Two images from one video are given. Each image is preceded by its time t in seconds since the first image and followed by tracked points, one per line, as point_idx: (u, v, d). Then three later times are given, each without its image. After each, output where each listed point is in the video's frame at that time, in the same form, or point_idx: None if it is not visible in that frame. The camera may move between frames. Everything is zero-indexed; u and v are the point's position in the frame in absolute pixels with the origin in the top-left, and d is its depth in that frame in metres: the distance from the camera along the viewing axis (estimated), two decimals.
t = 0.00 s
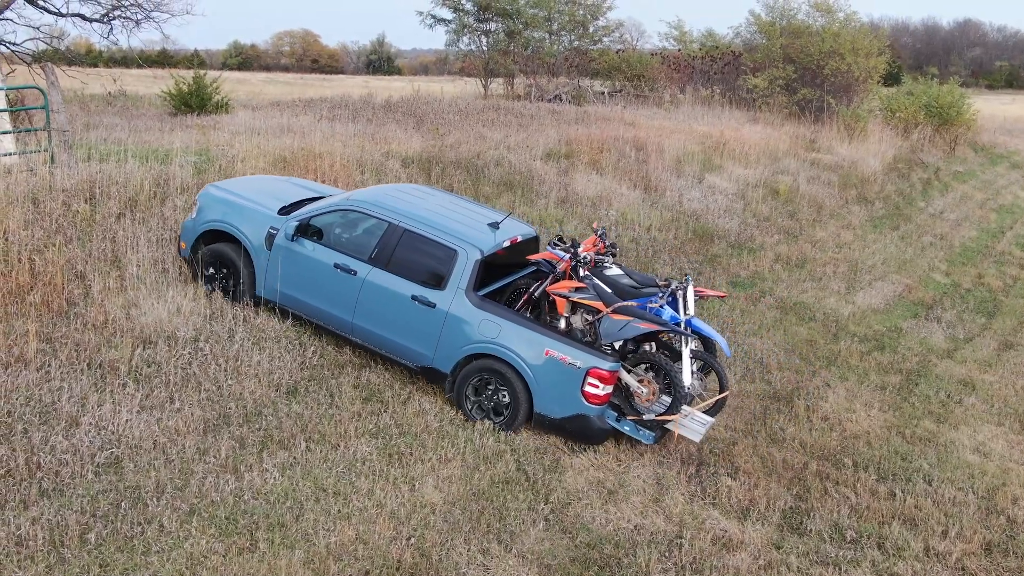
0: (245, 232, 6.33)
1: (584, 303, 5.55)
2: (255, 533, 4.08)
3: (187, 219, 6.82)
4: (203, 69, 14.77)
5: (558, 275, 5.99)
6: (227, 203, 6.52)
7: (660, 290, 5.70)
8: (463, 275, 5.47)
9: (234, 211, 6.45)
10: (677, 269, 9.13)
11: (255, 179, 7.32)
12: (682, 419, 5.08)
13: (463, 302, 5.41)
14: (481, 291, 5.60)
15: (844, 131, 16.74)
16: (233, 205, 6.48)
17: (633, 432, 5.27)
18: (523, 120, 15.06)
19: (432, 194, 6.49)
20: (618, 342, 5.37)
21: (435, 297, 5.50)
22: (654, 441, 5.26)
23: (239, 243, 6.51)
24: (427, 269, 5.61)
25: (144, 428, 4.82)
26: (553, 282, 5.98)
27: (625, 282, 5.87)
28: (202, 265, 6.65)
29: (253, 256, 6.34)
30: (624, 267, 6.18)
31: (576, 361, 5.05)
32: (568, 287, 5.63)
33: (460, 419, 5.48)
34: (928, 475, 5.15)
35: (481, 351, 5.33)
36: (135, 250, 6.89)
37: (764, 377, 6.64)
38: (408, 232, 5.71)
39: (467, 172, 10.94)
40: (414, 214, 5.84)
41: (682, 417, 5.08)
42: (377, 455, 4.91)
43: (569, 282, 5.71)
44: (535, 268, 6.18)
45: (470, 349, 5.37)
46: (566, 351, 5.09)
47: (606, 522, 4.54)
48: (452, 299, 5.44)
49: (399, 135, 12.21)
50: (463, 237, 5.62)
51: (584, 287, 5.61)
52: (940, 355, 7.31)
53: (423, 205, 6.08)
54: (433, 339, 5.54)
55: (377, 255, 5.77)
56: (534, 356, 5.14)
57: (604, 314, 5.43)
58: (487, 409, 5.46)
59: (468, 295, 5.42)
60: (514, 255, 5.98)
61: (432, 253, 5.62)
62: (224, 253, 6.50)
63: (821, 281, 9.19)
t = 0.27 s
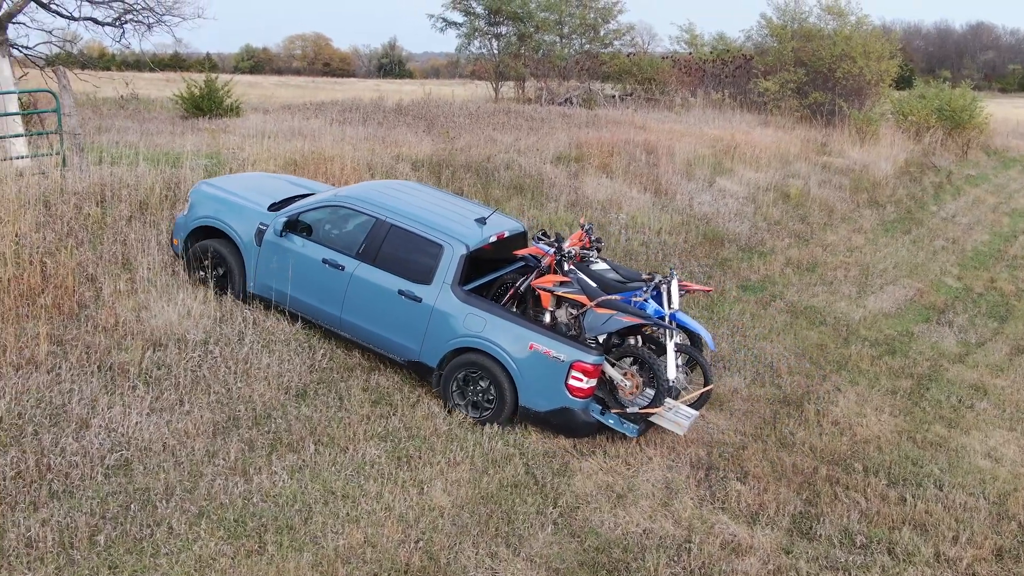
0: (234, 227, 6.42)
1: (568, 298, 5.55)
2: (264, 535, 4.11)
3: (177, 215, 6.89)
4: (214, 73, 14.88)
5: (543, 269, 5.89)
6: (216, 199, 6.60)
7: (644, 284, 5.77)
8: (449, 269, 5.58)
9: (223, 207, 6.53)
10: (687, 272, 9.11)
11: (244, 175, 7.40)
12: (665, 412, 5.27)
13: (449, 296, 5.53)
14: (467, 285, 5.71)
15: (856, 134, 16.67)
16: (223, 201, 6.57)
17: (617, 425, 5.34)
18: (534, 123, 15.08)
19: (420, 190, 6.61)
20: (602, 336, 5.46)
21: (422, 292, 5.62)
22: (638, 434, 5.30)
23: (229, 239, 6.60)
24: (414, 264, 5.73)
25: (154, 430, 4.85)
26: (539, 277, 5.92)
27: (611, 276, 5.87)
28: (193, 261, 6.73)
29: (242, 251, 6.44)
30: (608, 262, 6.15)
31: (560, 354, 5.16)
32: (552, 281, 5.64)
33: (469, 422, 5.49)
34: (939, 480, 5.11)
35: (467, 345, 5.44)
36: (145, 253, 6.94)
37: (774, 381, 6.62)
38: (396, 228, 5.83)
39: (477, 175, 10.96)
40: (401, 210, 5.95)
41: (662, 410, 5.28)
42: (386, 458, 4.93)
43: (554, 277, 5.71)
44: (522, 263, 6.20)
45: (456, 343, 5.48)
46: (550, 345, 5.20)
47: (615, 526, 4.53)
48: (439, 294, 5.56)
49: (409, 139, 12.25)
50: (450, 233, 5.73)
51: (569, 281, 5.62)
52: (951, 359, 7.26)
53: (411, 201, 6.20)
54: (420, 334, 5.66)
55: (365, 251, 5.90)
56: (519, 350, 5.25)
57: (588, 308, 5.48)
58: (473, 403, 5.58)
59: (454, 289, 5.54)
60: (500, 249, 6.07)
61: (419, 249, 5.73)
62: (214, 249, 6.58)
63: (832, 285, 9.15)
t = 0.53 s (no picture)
0: (223, 229, 6.54)
1: (552, 298, 5.55)
2: (268, 543, 4.11)
3: (169, 217, 7.03)
4: (222, 80, 14.97)
5: (527, 269, 5.97)
6: (206, 201, 6.73)
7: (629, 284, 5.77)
8: (433, 269, 5.68)
9: (213, 209, 6.66)
10: (693, 280, 9.10)
11: (236, 177, 7.54)
12: (647, 412, 5.36)
13: (434, 296, 5.62)
14: (452, 285, 5.80)
15: (863, 142, 16.64)
16: (213, 203, 6.70)
17: (600, 425, 5.38)
18: (540, 131, 15.11)
19: (408, 192, 6.72)
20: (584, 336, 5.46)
21: (407, 292, 5.72)
22: (620, 433, 5.34)
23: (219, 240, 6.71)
24: (399, 264, 5.83)
25: (159, 437, 4.87)
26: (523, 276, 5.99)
27: (595, 277, 5.90)
28: (185, 262, 6.86)
29: (232, 252, 6.56)
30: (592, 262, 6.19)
31: (542, 354, 5.23)
32: (536, 281, 5.65)
33: (474, 429, 5.49)
34: (946, 489, 5.08)
35: (451, 344, 5.53)
36: (152, 259, 6.98)
37: (780, 389, 6.59)
38: (381, 228, 5.94)
39: (483, 182, 10.99)
40: (387, 211, 6.06)
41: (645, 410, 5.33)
42: (391, 466, 4.93)
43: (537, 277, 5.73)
44: (507, 264, 6.26)
45: (440, 343, 5.57)
46: (532, 345, 5.27)
47: (620, 534, 4.52)
48: (423, 294, 5.66)
49: (416, 146, 12.29)
50: (434, 234, 5.83)
51: (552, 282, 5.63)
52: (959, 367, 7.23)
53: (398, 202, 6.31)
54: (405, 334, 5.75)
55: (352, 251, 6.01)
56: (501, 350, 5.32)
57: (571, 308, 5.49)
58: (458, 403, 5.65)
59: (438, 289, 5.63)
60: (486, 250, 6.16)
61: (405, 249, 5.84)
62: (206, 249, 6.70)
63: (839, 292, 9.12)
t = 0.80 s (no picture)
0: (212, 230, 6.61)
1: (537, 298, 5.76)
2: (271, 551, 4.11)
3: (159, 219, 7.10)
4: (227, 89, 15.04)
5: (513, 270, 6.16)
6: (196, 203, 6.81)
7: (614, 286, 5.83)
8: (419, 270, 5.77)
9: (203, 211, 6.74)
10: (697, 289, 9.09)
11: (226, 180, 7.63)
12: (631, 412, 5.49)
13: (420, 297, 5.70)
14: (438, 286, 5.89)
15: (868, 151, 16.64)
16: (202, 205, 6.78)
17: (584, 425, 5.45)
18: (545, 139, 15.15)
19: (395, 193, 6.82)
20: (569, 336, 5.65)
21: (393, 292, 5.80)
22: (603, 433, 5.40)
23: (209, 241, 6.79)
24: (386, 265, 5.92)
25: (162, 445, 4.88)
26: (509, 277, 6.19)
27: (581, 278, 5.96)
28: (175, 264, 6.94)
29: (221, 253, 6.63)
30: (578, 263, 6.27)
31: (527, 354, 5.31)
32: (522, 282, 5.86)
33: (478, 437, 5.49)
34: (951, 498, 5.06)
35: (437, 345, 5.61)
36: (156, 267, 7.01)
37: (785, 398, 6.58)
38: (368, 229, 6.03)
39: (487, 190, 11.01)
40: (374, 212, 6.15)
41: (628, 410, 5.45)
42: (394, 474, 4.93)
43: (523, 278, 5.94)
44: (494, 266, 6.42)
45: (426, 343, 5.65)
46: (517, 345, 5.36)
47: (624, 543, 4.50)
48: (409, 295, 5.74)
49: (420, 155, 12.33)
50: (421, 235, 5.92)
51: (538, 282, 5.83)
52: (964, 376, 7.20)
53: (385, 204, 6.40)
54: (392, 334, 5.83)
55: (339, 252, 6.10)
56: (487, 350, 5.41)
57: (556, 308, 5.69)
58: (444, 402, 5.73)
59: (425, 290, 5.72)
60: (473, 252, 6.25)
61: (392, 250, 5.92)
62: (196, 252, 6.78)
63: (843, 301, 9.10)
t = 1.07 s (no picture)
0: (201, 234, 6.67)
1: (522, 301, 5.79)
2: (272, 560, 4.10)
3: (147, 223, 7.14)
4: (230, 99, 15.13)
5: (498, 273, 6.21)
6: (184, 207, 6.86)
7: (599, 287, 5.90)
8: (405, 273, 5.84)
9: (191, 214, 6.79)
10: (699, 297, 9.09)
11: (215, 185, 7.68)
12: (615, 414, 5.57)
13: (406, 300, 5.77)
14: (425, 289, 5.95)
15: (870, 160, 16.66)
16: (190, 208, 6.83)
17: (569, 427, 5.59)
18: (547, 148, 15.20)
19: (381, 196, 6.88)
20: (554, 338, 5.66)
21: (380, 295, 5.87)
22: (589, 435, 5.56)
23: (197, 245, 6.84)
24: (373, 268, 5.99)
25: (163, 453, 4.88)
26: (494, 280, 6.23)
27: (566, 280, 6.04)
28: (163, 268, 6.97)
29: (209, 257, 6.68)
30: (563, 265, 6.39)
31: (511, 356, 5.39)
32: (507, 285, 5.89)
33: (479, 446, 5.49)
34: (955, 507, 5.03)
35: (423, 347, 5.68)
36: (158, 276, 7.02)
37: (788, 407, 6.57)
38: (354, 232, 6.09)
39: (489, 199, 11.04)
40: (361, 215, 6.21)
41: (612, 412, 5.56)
42: (395, 483, 4.92)
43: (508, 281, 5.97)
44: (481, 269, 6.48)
45: (412, 345, 5.72)
46: (501, 347, 5.43)
47: (626, 552, 4.49)
48: (395, 298, 5.81)
49: (423, 163, 12.38)
50: (407, 238, 5.99)
51: (523, 285, 5.87)
52: (967, 385, 7.18)
53: (372, 207, 6.47)
54: (379, 336, 5.90)
55: (326, 255, 6.16)
56: (472, 353, 5.48)
57: (540, 311, 5.71)
58: (430, 404, 5.80)
59: (410, 293, 5.78)
60: (459, 254, 6.32)
61: (378, 253, 5.99)
62: (184, 256, 6.83)
63: (846, 310, 9.09)
